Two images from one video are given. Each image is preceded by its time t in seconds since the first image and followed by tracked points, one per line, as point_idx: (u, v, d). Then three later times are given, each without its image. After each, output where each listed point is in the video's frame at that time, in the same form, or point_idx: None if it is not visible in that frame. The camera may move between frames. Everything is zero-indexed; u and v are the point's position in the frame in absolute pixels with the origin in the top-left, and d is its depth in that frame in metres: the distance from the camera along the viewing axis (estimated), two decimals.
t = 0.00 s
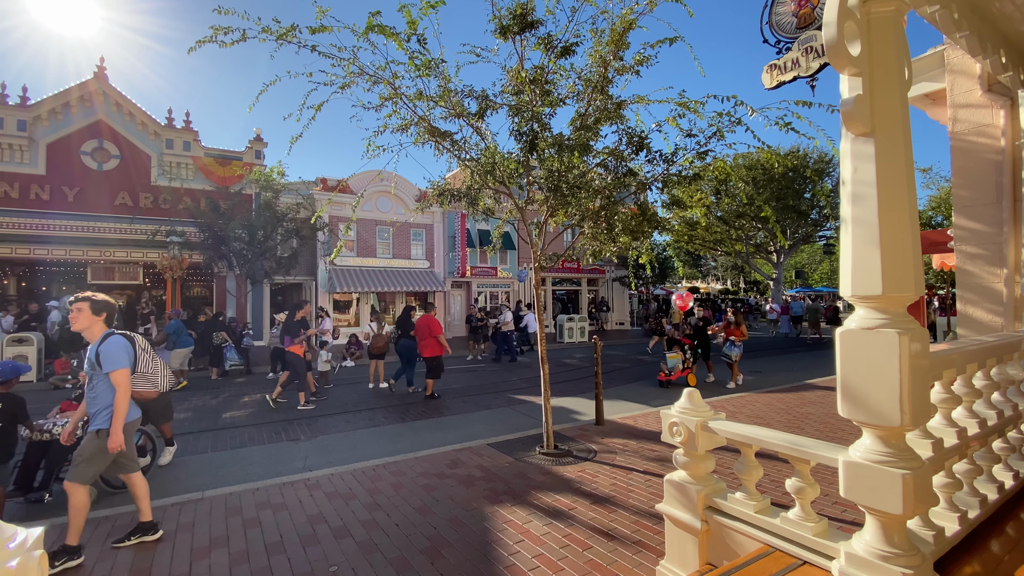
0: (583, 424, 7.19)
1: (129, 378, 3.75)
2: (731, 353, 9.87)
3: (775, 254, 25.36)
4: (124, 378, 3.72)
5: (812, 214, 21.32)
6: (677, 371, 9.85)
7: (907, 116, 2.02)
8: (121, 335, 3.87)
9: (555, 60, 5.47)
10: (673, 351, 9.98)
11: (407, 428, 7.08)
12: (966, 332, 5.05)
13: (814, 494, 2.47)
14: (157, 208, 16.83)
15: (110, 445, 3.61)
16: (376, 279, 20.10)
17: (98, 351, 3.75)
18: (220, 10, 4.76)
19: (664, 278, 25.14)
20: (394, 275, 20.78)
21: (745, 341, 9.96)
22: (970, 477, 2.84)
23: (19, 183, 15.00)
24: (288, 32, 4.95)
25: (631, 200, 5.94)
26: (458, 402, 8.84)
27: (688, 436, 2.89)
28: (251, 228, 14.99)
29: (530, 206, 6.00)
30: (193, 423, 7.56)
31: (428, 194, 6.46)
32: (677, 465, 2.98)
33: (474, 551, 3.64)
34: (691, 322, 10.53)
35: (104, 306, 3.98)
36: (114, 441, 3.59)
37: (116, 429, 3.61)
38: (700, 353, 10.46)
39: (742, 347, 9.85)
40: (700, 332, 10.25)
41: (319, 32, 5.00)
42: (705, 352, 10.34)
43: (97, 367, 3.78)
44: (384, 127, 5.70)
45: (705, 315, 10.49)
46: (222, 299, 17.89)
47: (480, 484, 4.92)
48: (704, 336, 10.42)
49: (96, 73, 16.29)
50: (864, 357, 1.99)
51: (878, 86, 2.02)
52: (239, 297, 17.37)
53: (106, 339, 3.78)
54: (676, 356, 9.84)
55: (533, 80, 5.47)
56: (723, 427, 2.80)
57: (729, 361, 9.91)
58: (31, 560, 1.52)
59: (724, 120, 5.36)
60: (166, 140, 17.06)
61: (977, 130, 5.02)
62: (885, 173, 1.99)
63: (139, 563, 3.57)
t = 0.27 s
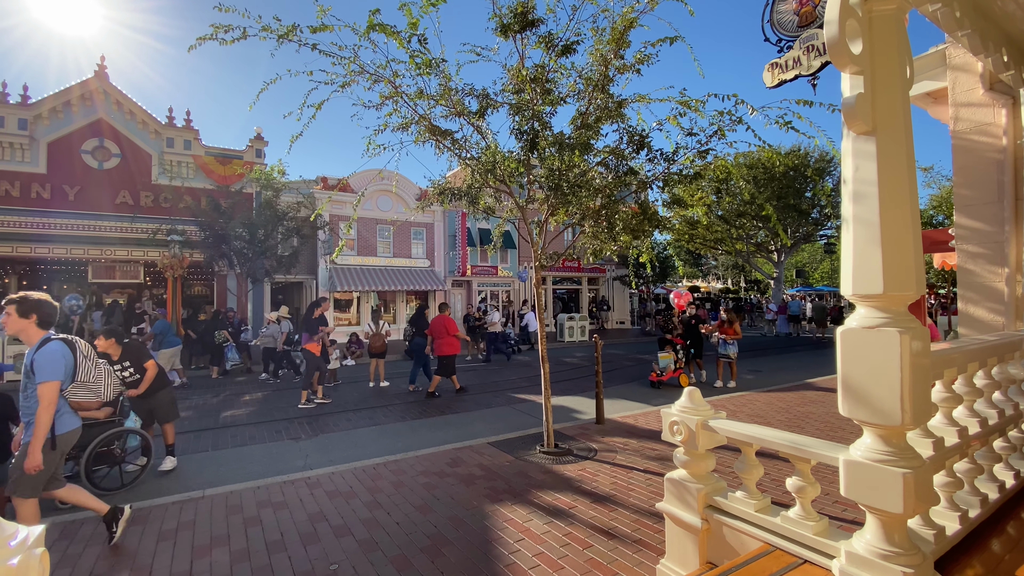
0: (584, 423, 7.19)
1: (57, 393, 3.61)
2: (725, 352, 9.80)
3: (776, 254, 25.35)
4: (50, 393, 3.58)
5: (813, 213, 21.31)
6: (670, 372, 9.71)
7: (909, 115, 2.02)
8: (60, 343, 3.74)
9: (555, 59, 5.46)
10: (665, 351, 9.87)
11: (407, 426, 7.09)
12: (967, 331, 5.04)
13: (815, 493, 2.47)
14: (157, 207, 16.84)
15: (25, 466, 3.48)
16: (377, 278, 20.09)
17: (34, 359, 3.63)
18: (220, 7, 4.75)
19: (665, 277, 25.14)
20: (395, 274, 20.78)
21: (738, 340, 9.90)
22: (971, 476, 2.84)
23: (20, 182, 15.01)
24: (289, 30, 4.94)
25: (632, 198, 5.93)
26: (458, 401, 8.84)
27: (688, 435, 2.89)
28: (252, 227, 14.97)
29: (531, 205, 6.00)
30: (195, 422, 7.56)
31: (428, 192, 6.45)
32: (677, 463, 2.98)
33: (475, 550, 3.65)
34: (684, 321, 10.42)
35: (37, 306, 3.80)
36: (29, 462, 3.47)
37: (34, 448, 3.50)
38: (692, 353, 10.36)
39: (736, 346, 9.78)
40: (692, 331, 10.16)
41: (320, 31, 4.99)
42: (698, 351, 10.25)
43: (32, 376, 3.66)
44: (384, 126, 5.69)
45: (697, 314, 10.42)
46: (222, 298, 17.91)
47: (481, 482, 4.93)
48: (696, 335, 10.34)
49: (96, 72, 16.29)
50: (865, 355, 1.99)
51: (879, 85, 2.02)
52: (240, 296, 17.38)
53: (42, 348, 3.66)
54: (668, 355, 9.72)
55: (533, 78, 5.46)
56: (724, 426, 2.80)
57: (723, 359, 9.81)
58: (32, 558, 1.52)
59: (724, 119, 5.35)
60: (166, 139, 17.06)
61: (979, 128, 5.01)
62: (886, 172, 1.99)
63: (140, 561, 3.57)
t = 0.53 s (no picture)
0: (584, 422, 7.19)
1: None
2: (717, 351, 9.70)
3: (777, 253, 25.33)
4: None
5: (814, 211, 21.30)
6: (662, 372, 9.53)
7: (910, 114, 2.01)
8: None
9: (556, 57, 5.45)
10: (657, 351, 9.69)
11: (407, 425, 7.10)
12: (968, 330, 5.04)
13: (815, 492, 2.47)
14: (158, 206, 16.84)
15: None
16: (378, 277, 20.09)
17: None
18: (221, 5, 4.73)
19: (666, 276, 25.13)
20: (395, 273, 20.77)
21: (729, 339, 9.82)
22: (972, 475, 2.83)
23: (21, 181, 15.02)
24: (289, 29, 4.93)
25: (632, 197, 5.92)
26: (459, 400, 8.84)
27: (688, 434, 2.89)
28: (253, 226, 14.97)
29: (532, 204, 5.99)
30: (195, 421, 7.56)
31: (429, 191, 6.43)
32: (678, 463, 2.98)
33: (475, 548, 3.65)
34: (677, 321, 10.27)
35: None
36: None
37: None
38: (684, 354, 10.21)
39: (728, 345, 9.67)
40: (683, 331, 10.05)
41: (321, 30, 4.98)
42: (689, 351, 10.13)
43: None
44: (385, 125, 5.67)
45: (688, 314, 10.34)
46: (223, 297, 17.93)
47: (481, 481, 4.93)
48: (688, 335, 10.22)
49: (97, 71, 16.28)
50: (865, 355, 1.99)
51: (880, 84, 2.01)
52: (241, 295, 17.38)
53: None
54: (660, 355, 9.54)
55: (534, 77, 5.45)
56: (724, 425, 2.80)
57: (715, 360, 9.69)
58: (32, 556, 1.52)
59: (725, 117, 5.34)
60: (167, 137, 17.06)
61: (981, 127, 5.00)
62: (887, 171, 1.98)
63: (141, 560, 3.58)
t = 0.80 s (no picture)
0: (585, 421, 7.20)
1: None
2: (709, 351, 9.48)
3: (778, 251, 25.34)
4: None
5: (815, 210, 21.30)
6: (653, 372, 9.36)
7: (911, 112, 2.01)
8: None
9: (557, 56, 5.44)
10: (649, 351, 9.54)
11: (409, 423, 7.11)
12: (969, 328, 5.03)
13: (817, 490, 2.47)
14: (159, 205, 16.87)
15: None
16: (379, 276, 20.09)
17: None
18: (222, 4, 4.72)
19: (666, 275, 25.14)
20: (396, 272, 20.78)
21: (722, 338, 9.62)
22: (974, 474, 2.84)
23: (22, 180, 15.04)
24: (290, 28, 4.92)
25: (634, 196, 5.92)
26: (460, 399, 8.84)
27: (690, 433, 2.89)
28: (254, 224, 14.98)
29: (532, 202, 6.00)
30: (196, 420, 7.57)
31: (430, 190, 6.43)
32: (679, 461, 2.98)
33: (477, 547, 3.66)
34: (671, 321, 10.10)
35: None
36: None
37: None
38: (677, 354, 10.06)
39: (720, 344, 9.46)
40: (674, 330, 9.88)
41: (322, 28, 4.97)
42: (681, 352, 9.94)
43: None
44: (385, 123, 5.67)
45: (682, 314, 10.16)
46: (224, 296, 17.94)
47: (482, 480, 4.93)
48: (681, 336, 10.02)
49: (98, 70, 16.29)
50: (866, 353, 1.99)
51: (882, 81, 2.01)
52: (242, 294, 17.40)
53: None
54: (651, 355, 9.37)
55: (535, 75, 5.44)
56: (725, 423, 2.80)
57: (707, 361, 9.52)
58: (35, 554, 1.53)
59: (726, 116, 5.34)
60: (168, 136, 17.07)
61: (982, 126, 4.99)
62: (889, 169, 1.98)
63: (143, 558, 3.58)
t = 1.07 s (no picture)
0: (585, 419, 7.20)
1: None
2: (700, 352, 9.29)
3: (779, 250, 25.32)
4: None
5: (816, 209, 21.28)
6: (644, 372, 9.21)
7: (913, 110, 2.00)
8: None
9: (558, 54, 5.44)
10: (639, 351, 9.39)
11: (410, 422, 7.11)
12: (971, 327, 5.03)
13: (818, 489, 2.47)
14: (160, 204, 16.89)
15: None
16: (380, 275, 20.10)
17: None
18: (222, 4, 4.71)
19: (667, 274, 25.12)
20: (397, 271, 20.78)
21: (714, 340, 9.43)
22: (975, 472, 2.83)
23: (24, 179, 15.06)
24: (290, 27, 4.91)
25: (635, 194, 5.92)
26: (461, 398, 8.84)
27: (691, 431, 2.89)
28: (255, 224, 14.99)
29: (533, 201, 6.00)
30: (197, 419, 7.58)
31: (431, 189, 6.43)
32: (680, 460, 2.99)
33: (478, 545, 3.66)
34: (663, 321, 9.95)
35: None
36: None
37: None
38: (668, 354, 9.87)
39: (712, 346, 9.27)
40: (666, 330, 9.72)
41: (323, 27, 4.97)
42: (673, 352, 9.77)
43: None
44: (386, 122, 5.66)
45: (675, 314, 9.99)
46: (226, 295, 17.96)
47: (483, 478, 4.94)
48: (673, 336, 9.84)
49: (99, 69, 16.29)
50: (869, 351, 1.98)
51: (884, 79, 2.00)
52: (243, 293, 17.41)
53: None
54: (642, 355, 9.22)
55: (536, 74, 5.44)
56: (726, 422, 2.80)
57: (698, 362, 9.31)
58: (36, 553, 1.52)
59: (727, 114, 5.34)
60: (169, 136, 17.08)
61: (984, 124, 4.98)
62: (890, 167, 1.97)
63: (144, 557, 3.59)
